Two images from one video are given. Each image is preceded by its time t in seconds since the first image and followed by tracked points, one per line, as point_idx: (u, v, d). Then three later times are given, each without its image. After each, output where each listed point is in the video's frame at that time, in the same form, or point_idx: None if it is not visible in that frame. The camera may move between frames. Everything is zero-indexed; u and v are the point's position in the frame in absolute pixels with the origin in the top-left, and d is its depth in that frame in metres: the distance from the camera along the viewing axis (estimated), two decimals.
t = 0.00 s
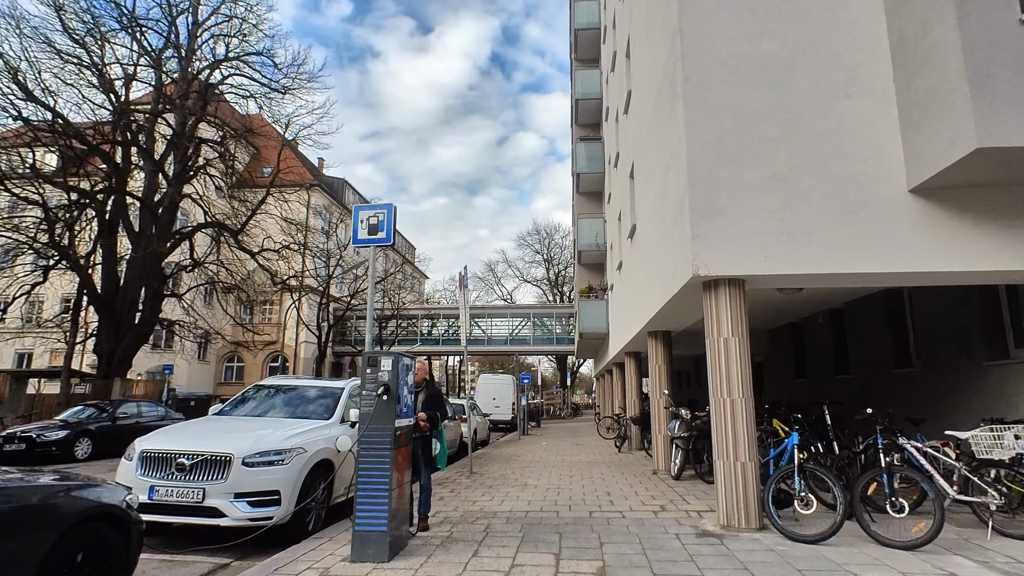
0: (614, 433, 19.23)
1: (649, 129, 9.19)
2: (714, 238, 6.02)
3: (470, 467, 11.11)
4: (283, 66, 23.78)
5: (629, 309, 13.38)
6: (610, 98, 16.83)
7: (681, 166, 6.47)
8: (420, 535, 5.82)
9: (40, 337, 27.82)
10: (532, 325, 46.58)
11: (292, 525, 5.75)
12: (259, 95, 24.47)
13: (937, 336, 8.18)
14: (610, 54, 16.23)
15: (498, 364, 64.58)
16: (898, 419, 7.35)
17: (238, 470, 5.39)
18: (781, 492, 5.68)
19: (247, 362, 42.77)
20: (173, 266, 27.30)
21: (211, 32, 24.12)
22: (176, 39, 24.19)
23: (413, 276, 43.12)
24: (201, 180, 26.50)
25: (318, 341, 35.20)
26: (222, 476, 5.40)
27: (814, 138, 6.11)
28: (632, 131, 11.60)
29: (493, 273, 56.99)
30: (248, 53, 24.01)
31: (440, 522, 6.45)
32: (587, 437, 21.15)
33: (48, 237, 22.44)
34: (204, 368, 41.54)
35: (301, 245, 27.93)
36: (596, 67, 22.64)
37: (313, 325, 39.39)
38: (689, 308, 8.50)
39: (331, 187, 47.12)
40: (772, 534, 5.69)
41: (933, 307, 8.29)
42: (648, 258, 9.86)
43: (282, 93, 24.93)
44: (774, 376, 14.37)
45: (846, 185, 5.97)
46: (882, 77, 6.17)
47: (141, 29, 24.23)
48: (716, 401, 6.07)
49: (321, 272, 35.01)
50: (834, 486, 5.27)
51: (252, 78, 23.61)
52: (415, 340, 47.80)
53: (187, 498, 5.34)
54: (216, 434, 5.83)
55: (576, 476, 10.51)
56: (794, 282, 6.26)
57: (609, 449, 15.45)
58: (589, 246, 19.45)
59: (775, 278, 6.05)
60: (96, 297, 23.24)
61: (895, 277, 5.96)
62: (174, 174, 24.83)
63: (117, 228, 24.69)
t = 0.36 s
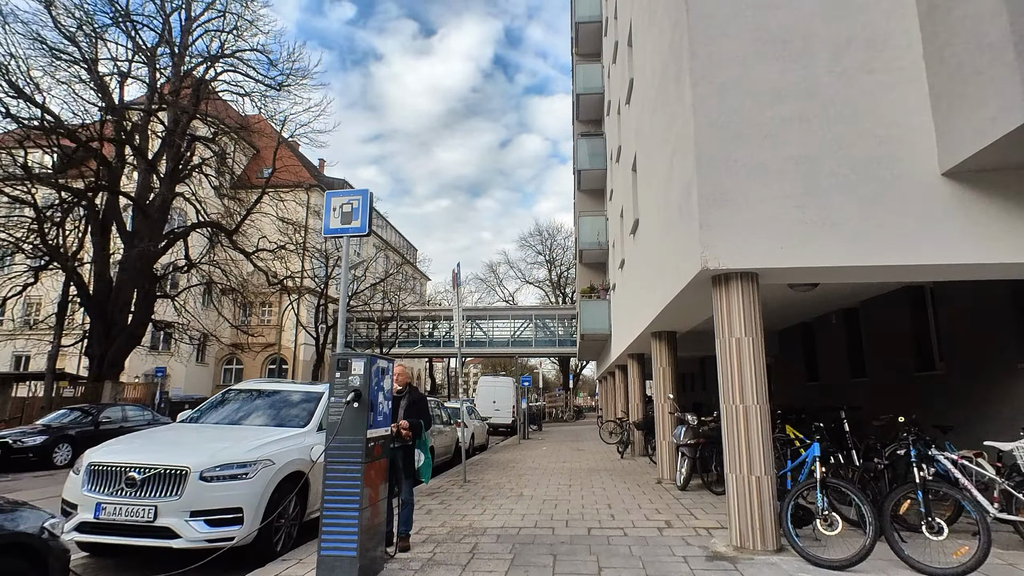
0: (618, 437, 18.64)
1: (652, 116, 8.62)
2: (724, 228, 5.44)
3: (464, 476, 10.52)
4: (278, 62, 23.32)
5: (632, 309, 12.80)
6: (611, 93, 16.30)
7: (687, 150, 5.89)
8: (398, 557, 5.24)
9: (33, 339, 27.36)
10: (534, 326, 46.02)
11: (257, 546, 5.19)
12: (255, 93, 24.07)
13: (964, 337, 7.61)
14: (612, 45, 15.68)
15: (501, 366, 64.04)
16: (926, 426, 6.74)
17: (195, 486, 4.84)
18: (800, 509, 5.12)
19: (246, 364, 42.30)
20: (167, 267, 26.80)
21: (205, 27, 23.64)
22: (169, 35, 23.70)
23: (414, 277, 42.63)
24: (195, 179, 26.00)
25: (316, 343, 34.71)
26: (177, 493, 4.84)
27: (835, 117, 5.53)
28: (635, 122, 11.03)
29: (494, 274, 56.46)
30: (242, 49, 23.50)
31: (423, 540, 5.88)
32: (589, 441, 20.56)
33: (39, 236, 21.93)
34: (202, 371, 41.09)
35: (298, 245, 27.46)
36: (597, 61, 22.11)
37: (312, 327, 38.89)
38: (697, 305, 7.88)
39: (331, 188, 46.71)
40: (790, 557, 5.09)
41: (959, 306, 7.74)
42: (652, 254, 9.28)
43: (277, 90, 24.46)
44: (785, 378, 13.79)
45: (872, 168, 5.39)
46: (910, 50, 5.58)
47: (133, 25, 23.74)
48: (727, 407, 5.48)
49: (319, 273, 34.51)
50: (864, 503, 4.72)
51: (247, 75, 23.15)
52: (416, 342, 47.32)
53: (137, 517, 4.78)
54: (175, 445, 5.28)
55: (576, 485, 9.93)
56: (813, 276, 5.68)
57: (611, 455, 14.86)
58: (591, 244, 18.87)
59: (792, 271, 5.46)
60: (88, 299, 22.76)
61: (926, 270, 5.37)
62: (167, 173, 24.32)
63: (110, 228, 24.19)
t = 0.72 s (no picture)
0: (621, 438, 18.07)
1: (657, 93, 8.06)
2: (739, 201, 4.88)
3: (459, 478, 9.99)
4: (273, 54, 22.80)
5: (636, 303, 12.24)
6: (614, 81, 15.73)
7: (699, 117, 5.33)
8: (376, 570, 4.69)
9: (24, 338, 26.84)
10: (536, 325, 45.47)
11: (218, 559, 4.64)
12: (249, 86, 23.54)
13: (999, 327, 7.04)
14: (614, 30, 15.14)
15: (502, 366, 63.54)
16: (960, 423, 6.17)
17: (145, 492, 4.30)
18: (825, 516, 4.57)
19: (245, 364, 41.86)
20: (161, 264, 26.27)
21: (199, 18, 23.10)
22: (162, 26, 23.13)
23: (414, 275, 42.09)
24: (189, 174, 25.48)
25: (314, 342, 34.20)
26: (123, 500, 4.30)
27: (865, 77, 4.97)
28: (639, 104, 10.46)
29: (496, 273, 55.93)
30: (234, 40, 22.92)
31: (406, 552, 5.32)
32: (592, 442, 19.98)
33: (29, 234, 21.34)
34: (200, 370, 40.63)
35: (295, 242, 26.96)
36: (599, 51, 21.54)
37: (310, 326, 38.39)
38: (707, 294, 7.32)
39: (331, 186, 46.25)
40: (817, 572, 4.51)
41: (992, 294, 7.18)
42: (657, 241, 8.71)
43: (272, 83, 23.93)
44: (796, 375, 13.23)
45: (906, 135, 4.82)
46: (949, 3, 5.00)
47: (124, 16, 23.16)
48: (743, 403, 4.90)
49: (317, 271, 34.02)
50: (903, 510, 4.20)
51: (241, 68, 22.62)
52: (417, 341, 46.84)
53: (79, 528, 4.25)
54: (128, 445, 4.75)
55: (577, 488, 9.37)
56: (838, 257, 5.11)
57: (615, 456, 14.28)
58: (592, 238, 18.27)
59: (817, 250, 4.89)
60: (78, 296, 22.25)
61: (969, 249, 4.79)
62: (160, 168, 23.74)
63: (103, 225, 23.63)
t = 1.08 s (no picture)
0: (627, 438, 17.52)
1: (666, 69, 7.52)
2: (762, 177, 4.35)
3: (457, 482, 9.47)
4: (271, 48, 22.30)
5: (642, 299, 11.68)
6: (619, 70, 15.18)
7: (715, 85, 4.79)
8: None
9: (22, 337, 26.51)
10: (541, 324, 44.94)
11: None
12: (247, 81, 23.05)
13: None
14: (620, 16, 14.56)
15: (507, 365, 63.05)
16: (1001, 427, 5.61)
17: (90, 505, 3.81)
18: (861, 533, 4.02)
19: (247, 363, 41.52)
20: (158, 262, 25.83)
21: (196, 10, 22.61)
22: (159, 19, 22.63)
23: (417, 274, 41.63)
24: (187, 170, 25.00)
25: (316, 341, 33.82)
26: (66, 515, 3.80)
27: (903, 37, 4.41)
28: (646, 87, 9.90)
29: (500, 271, 55.45)
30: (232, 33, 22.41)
31: (390, 569, 4.81)
32: (596, 442, 19.46)
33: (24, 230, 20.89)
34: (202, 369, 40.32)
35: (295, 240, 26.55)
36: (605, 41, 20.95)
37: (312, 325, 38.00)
38: (722, 285, 6.77)
39: (334, 184, 45.78)
40: None
41: None
42: (666, 231, 8.17)
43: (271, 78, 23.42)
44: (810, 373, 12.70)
45: (950, 102, 4.27)
46: None
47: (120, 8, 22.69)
48: (766, 405, 4.33)
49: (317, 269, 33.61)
50: (957, 529, 3.66)
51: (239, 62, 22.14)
52: (420, 340, 46.42)
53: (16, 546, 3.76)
54: (78, 453, 4.26)
55: (581, 493, 8.84)
56: (871, 240, 4.57)
57: (620, 457, 13.75)
58: (597, 233, 17.72)
59: (848, 232, 4.35)
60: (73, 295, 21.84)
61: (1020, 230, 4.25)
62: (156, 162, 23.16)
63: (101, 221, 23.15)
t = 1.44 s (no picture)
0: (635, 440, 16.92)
1: (677, 44, 6.94)
2: (792, 149, 3.77)
3: (453, 489, 8.93)
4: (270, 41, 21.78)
5: (651, 295, 11.07)
6: (625, 59, 14.57)
7: (736, 46, 4.20)
8: None
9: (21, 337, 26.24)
10: (546, 323, 44.31)
11: None
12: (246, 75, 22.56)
13: None
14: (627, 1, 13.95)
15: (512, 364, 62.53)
16: None
17: (12, 529, 3.29)
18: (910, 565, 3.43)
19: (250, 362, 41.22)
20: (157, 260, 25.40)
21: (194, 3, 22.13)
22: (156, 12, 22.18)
23: (421, 272, 41.14)
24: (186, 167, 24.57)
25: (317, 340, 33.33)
26: None
27: None
28: (655, 69, 9.30)
29: (505, 270, 54.93)
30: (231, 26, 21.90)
31: None
32: (602, 444, 18.88)
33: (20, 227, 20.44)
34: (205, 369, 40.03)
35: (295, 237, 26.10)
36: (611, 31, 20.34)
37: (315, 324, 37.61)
38: (740, 278, 6.16)
39: (338, 182, 45.38)
40: None
41: None
42: (677, 221, 7.59)
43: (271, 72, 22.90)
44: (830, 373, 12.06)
45: (1011, 62, 3.67)
46: None
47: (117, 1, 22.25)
48: (796, 413, 3.74)
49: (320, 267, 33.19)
50: None
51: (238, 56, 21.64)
52: (424, 339, 45.98)
53: None
54: (9, 466, 3.74)
55: (586, 501, 8.27)
56: (919, 221, 3.96)
57: (627, 461, 13.17)
58: (603, 228, 17.14)
59: (890, 212, 3.76)
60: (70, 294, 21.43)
61: None
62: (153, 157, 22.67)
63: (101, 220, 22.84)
